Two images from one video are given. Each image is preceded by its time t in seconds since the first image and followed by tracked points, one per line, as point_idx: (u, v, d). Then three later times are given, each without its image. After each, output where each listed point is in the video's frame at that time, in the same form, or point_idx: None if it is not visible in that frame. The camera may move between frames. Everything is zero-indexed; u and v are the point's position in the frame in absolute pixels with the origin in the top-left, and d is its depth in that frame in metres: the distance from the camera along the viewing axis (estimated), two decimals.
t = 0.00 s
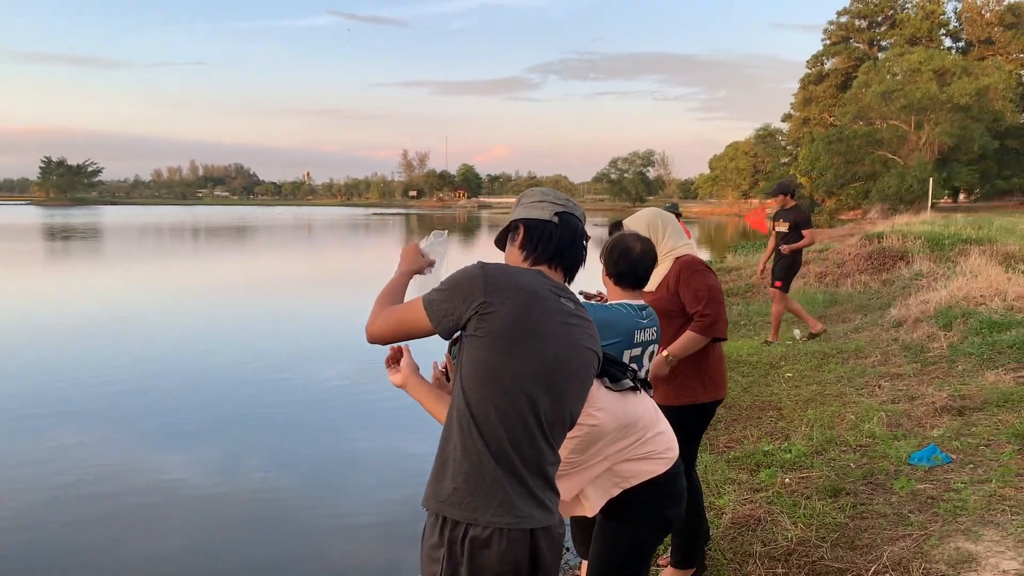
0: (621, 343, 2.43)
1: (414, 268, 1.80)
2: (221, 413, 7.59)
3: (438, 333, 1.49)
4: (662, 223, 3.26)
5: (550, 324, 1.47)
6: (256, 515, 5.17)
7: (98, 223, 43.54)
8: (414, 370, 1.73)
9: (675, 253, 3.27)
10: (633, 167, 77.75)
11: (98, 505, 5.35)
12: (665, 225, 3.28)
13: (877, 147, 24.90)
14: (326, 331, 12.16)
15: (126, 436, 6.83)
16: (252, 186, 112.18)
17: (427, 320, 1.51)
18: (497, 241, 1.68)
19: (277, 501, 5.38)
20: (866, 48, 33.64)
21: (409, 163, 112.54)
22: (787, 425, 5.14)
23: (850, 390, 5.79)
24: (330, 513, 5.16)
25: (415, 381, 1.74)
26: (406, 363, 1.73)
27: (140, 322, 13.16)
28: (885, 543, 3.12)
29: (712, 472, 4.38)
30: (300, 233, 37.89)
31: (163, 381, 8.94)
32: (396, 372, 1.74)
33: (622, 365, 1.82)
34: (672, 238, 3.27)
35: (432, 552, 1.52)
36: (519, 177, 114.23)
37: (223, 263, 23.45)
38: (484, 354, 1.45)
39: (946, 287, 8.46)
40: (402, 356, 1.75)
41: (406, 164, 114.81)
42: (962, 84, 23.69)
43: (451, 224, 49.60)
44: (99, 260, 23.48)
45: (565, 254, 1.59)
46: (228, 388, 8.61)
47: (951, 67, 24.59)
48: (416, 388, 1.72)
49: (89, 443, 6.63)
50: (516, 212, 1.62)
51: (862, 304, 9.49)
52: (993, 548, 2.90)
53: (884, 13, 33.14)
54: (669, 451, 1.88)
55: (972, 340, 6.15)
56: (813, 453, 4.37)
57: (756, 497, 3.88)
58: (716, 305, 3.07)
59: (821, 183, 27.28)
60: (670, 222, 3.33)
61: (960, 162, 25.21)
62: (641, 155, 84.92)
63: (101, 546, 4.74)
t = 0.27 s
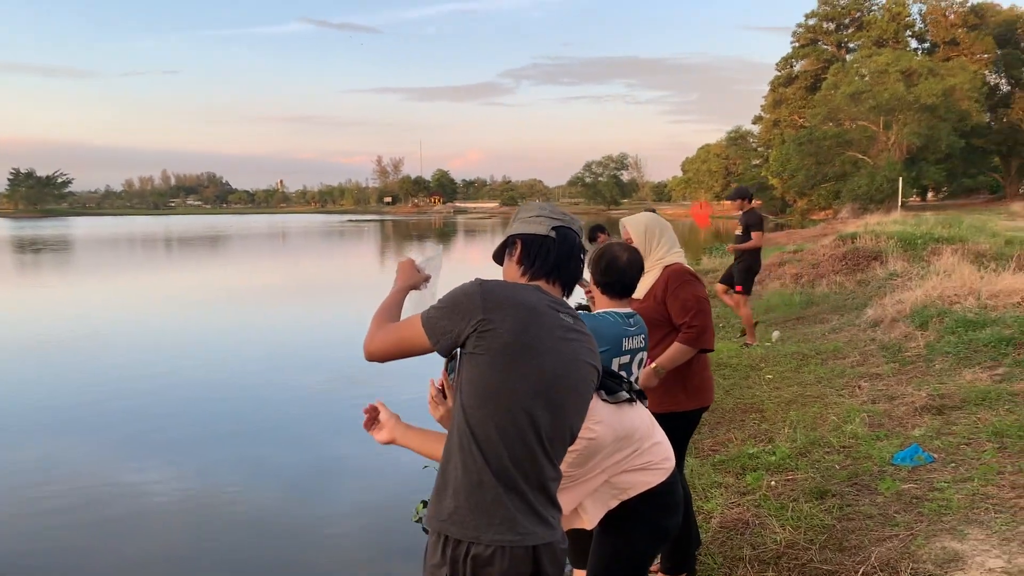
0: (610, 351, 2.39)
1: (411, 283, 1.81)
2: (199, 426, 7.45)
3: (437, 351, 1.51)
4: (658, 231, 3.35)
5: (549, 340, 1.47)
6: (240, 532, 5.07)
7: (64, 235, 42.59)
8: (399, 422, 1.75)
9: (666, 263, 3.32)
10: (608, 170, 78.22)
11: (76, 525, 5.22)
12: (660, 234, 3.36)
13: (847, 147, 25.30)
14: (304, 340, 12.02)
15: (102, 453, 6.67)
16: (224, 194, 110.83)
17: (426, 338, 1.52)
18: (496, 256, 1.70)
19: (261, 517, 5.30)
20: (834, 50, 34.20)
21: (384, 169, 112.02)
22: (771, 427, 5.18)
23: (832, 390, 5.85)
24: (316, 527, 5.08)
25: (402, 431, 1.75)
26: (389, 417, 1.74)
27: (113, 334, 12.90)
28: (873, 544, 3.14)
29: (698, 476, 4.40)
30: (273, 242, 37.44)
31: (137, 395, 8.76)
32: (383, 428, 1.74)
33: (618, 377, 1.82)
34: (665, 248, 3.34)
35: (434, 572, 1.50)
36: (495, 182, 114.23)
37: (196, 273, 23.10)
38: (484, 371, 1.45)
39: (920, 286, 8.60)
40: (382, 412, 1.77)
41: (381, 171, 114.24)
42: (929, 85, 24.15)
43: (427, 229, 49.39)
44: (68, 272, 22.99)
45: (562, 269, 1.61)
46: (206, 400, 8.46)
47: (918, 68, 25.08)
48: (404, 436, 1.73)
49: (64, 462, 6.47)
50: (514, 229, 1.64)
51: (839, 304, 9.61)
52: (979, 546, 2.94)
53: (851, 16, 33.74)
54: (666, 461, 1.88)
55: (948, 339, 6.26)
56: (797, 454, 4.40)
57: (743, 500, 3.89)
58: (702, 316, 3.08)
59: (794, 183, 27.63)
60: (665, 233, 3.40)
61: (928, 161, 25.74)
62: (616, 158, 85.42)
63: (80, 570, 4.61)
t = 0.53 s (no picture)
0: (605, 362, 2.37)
1: (409, 305, 1.81)
2: (183, 440, 7.33)
3: (439, 374, 1.51)
4: (663, 240, 3.35)
5: (550, 361, 1.48)
6: (230, 548, 5.01)
7: (37, 247, 41.87)
8: (403, 441, 1.75)
9: (664, 273, 3.31)
10: (587, 171, 78.55)
11: (60, 547, 5.11)
12: (663, 243, 3.35)
13: (823, 144, 25.63)
14: (288, 349, 11.92)
15: (84, 471, 6.55)
16: (201, 203, 109.79)
17: (428, 361, 1.52)
18: (494, 276, 1.70)
19: (251, 531, 5.23)
20: (808, 48, 34.62)
21: (363, 174, 111.55)
22: (760, 429, 5.22)
23: (818, 391, 5.91)
24: (307, 540, 5.03)
25: (406, 453, 1.75)
26: (393, 437, 1.75)
27: (91, 348, 12.68)
28: (865, 546, 3.17)
29: (690, 481, 4.42)
30: (252, 250, 37.08)
31: (119, 409, 8.63)
32: (388, 450, 1.75)
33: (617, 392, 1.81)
34: (666, 258, 3.33)
35: None
36: (475, 185, 114.19)
37: (175, 283, 22.82)
38: (487, 394, 1.45)
39: (901, 284, 8.73)
40: (385, 432, 1.77)
41: (360, 176, 113.70)
42: (901, 82, 24.52)
43: (408, 234, 49.24)
44: (42, 286, 22.58)
45: (561, 288, 1.61)
46: (189, 412, 8.34)
47: (890, 65, 25.47)
48: (409, 456, 1.73)
49: (45, 482, 6.34)
50: (513, 249, 1.64)
51: (822, 303, 9.72)
52: (969, 545, 2.99)
53: (824, 14, 34.15)
54: (666, 473, 1.87)
55: (930, 337, 6.36)
56: (787, 456, 4.44)
57: (735, 505, 3.91)
58: (698, 327, 3.11)
59: (771, 181, 27.94)
60: (668, 243, 3.40)
61: (902, 157, 26.18)
62: (595, 159, 85.79)
63: None
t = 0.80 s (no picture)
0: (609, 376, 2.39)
1: (417, 325, 1.84)
2: (175, 450, 7.27)
3: (452, 397, 1.54)
4: (666, 248, 3.34)
5: (562, 381, 1.51)
6: (229, 558, 4.98)
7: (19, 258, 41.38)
8: (416, 454, 1.79)
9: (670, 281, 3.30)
10: (572, 173, 78.80)
11: (54, 561, 5.06)
12: (667, 251, 3.35)
13: (806, 142, 25.87)
14: (278, 357, 11.87)
15: (75, 484, 6.48)
16: (185, 211, 109.07)
17: (441, 383, 1.55)
18: (501, 296, 1.72)
19: (249, 541, 5.20)
20: (789, 47, 34.91)
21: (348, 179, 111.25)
22: (755, 432, 5.26)
23: (811, 391, 5.96)
24: (306, 548, 5.00)
25: (419, 466, 1.79)
26: (406, 449, 1.78)
27: (77, 359, 12.55)
28: (864, 548, 3.21)
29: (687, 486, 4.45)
30: (238, 258, 36.85)
31: (110, 420, 8.56)
32: (401, 463, 1.78)
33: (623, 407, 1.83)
34: (671, 265, 3.33)
35: None
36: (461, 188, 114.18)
37: (160, 293, 22.65)
38: (501, 416, 1.48)
39: (888, 283, 8.83)
40: (398, 444, 1.80)
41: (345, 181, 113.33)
42: (882, 79, 24.74)
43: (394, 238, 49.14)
44: (26, 298, 22.33)
45: (569, 308, 1.63)
46: (179, 422, 8.28)
47: (871, 63, 25.73)
48: (422, 470, 1.76)
49: (35, 496, 6.27)
50: (519, 270, 1.67)
51: (811, 304, 9.81)
52: (966, 546, 3.03)
53: (804, 13, 34.48)
54: (673, 486, 1.89)
55: (919, 336, 6.45)
56: (783, 459, 4.48)
57: (734, 509, 3.94)
58: (706, 333, 3.08)
59: (756, 180, 28.14)
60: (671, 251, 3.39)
61: (884, 153, 26.48)
62: (580, 161, 86.03)
63: None
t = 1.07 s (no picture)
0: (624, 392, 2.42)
1: (438, 345, 1.86)
2: (174, 456, 7.24)
3: (477, 418, 1.56)
4: (685, 258, 3.29)
5: (587, 402, 1.53)
6: (232, 564, 4.96)
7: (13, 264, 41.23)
8: (435, 482, 1.81)
9: (689, 291, 3.27)
10: (566, 176, 78.90)
11: (56, 569, 5.05)
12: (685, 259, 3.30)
13: (800, 145, 25.99)
14: (275, 362, 11.84)
15: (74, 491, 6.44)
16: (179, 215, 108.75)
17: (465, 405, 1.58)
18: (523, 316, 1.74)
19: (252, 548, 5.18)
20: (783, 50, 35.02)
21: (343, 183, 111.18)
22: (757, 440, 5.28)
23: (813, 398, 5.98)
24: (311, 554, 4.99)
25: (438, 493, 1.81)
26: (425, 478, 1.81)
27: (72, 365, 12.49)
28: (870, 557, 3.24)
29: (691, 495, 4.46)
30: (233, 262, 36.75)
31: (108, 426, 8.53)
32: (421, 490, 1.80)
33: (641, 423, 1.85)
34: (690, 274, 3.29)
35: None
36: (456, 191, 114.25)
37: (155, 298, 22.55)
38: (524, 437, 1.51)
39: (887, 288, 8.88)
40: (417, 474, 1.83)
41: (339, 185, 113.31)
42: (876, 81, 24.78)
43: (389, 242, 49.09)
44: (19, 304, 22.20)
45: (591, 328, 1.65)
46: (178, 428, 8.24)
47: (864, 65, 25.81)
48: (442, 496, 1.78)
49: (35, 503, 6.24)
50: (540, 290, 1.69)
51: (811, 309, 9.84)
52: (972, 554, 3.06)
53: (798, 15, 34.60)
54: (689, 502, 1.91)
55: (919, 342, 6.49)
56: (787, 467, 4.51)
57: (739, 518, 3.96)
58: (727, 343, 3.07)
59: (751, 183, 28.21)
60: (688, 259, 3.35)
61: (878, 156, 26.60)
62: (575, 164, 86.17)
63: None
